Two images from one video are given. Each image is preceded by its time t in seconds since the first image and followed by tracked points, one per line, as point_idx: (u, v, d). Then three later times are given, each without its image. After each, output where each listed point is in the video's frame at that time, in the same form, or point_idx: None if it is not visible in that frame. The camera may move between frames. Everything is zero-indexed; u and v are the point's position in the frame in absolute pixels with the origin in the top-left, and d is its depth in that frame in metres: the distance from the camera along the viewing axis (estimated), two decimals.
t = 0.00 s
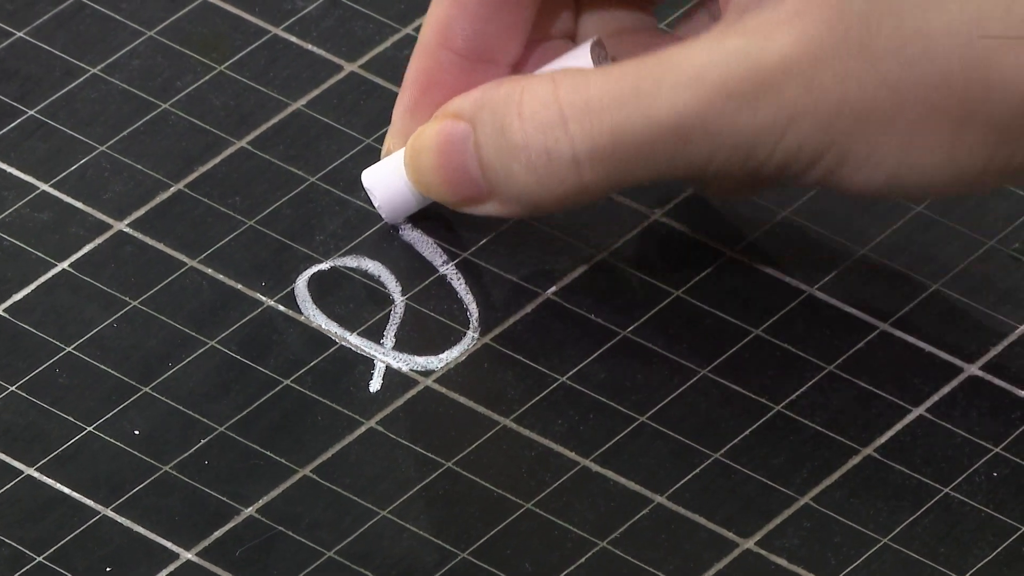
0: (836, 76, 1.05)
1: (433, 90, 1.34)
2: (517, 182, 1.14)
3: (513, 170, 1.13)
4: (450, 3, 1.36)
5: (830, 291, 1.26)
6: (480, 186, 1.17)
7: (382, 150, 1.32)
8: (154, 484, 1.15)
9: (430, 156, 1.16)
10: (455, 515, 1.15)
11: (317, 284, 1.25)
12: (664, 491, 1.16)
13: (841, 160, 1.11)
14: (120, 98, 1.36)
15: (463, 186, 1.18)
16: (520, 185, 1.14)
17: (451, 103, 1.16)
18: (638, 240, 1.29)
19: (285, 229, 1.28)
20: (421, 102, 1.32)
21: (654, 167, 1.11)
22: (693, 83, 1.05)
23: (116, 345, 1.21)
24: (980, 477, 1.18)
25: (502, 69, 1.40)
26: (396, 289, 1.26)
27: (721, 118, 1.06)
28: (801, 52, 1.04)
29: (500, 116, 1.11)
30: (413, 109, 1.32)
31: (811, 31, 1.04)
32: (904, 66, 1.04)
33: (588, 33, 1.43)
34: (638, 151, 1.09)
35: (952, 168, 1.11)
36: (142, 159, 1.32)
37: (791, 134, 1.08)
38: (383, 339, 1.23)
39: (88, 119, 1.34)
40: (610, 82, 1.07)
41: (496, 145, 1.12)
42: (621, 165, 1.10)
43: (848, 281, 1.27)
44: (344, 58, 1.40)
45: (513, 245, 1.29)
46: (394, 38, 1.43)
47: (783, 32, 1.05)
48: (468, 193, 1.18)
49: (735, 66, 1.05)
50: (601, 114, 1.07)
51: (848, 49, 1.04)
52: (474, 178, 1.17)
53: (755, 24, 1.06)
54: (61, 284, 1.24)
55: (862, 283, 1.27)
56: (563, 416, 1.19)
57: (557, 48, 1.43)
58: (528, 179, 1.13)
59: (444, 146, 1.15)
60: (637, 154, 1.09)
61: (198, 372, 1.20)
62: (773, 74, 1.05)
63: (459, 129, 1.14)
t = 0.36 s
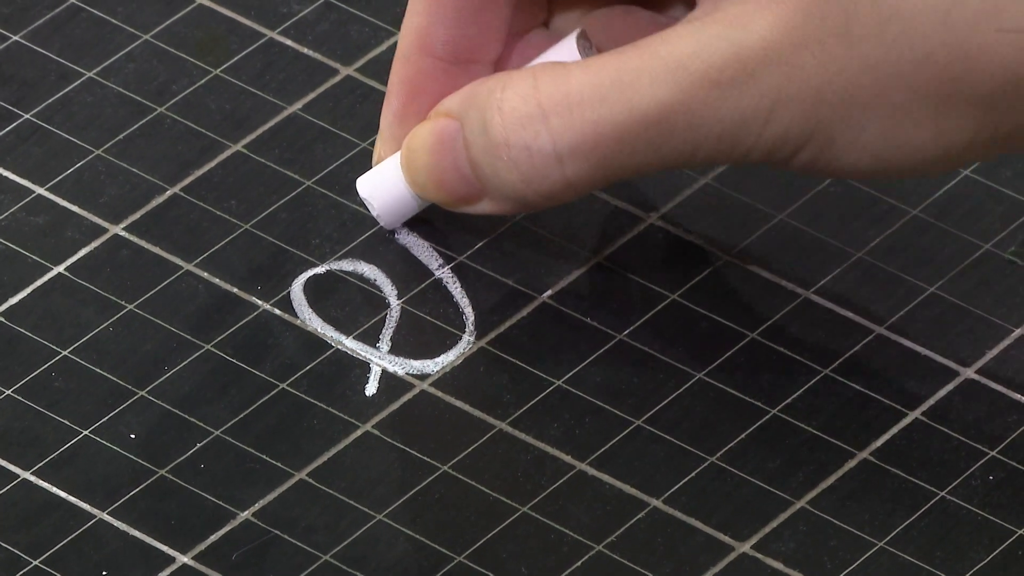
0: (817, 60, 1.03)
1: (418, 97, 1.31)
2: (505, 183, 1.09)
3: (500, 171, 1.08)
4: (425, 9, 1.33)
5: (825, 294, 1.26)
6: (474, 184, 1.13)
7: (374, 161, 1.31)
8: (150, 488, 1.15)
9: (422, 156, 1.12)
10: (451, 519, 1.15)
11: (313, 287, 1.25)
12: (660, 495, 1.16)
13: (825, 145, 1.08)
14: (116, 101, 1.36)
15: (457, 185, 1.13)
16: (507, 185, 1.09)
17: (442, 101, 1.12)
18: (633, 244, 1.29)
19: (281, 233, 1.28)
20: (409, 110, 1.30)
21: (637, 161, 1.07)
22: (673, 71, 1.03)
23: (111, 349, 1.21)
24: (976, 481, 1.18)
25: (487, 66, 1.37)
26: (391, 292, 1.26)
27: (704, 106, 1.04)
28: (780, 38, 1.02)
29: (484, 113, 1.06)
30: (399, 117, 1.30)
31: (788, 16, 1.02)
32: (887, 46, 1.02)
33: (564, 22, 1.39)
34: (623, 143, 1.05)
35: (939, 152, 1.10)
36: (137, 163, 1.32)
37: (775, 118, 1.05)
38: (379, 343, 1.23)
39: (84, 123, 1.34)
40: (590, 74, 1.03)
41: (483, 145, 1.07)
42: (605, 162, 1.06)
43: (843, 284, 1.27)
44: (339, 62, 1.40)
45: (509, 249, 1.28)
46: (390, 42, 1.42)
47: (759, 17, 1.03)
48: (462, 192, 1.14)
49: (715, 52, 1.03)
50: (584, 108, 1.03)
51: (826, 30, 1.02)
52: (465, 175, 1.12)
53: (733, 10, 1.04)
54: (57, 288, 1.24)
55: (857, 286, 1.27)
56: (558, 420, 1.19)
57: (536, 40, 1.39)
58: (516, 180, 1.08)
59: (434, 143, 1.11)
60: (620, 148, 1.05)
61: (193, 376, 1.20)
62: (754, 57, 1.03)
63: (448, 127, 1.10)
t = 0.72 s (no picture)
0: (849, 107, 1.03)
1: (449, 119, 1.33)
2: (534, 211, 1.13)
3: (529, 199, 1.12)
4: (464, 32, 1.34)
5: (821, 297, 1.26)
6: (505, 210, 1.16)
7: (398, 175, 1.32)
8: (146, 492, 1.15)
9: (456, 176, 1.17)
10: (447, 523, 1.15)
11: (309, 291, 1.25)
12: (656, 499, 1.16)
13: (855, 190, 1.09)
14: (112, 105, 1.36)
15: (488, 210, 1.17)
16: (536, 214, 1.13)
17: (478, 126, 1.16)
18: (629, 248, 1.29)
19: (276, 236, 1.28)
20: (440, 129, 1.32)
21: (669, 198, 1.09)
22: (706, 112, 1.04)
23: (107, 352, 1.21)
24: (972, 485, 1.18)
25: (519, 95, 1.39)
26: (387, 296, 1.26)
27: (736, 147, 1.05)
28: (816, 82, 1.03)
29: (516, 140, 1.10)
30: (429, 134, 1.31)
31: (825, 59, 1.03)
32: (922, 95, 1.02)
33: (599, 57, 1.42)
34: (653, 179, 1.07)
35: (969, 203, 1.10)
36: (133, 167, 1.32)
37: (806, 162, 1.06)
38: (375, 347, 1.23)
39: (81, 127, 1.34)
40: (624, 109, 1.06)
41: (512, 170, 1.12)
42: (635, 198, 1.09)
43: (839, 287, 1.27)
44: (335, 65, 1.40)
45: (506, 253, 1.28)
46: (386, 46, 1.42)
47: (797, 60, 1.03)
48: (491, 215, 1.18)
49: (749, 94, 1.03)
50: (615, 144, 1.05)
51: (861, 77, 1.03)
52: (495, 198, 1.16)
53: (770, 51, 1.05)
54: (53, 292, 1.24)
55: (853, 289, 1.27)
56: (555, 424, 1.19)
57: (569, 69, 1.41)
58: (544, 209, 1.12)
59: (470, 165, 1.15)
60: (651, 184, 1.07)
61: (189, 380, 1.20)
62: (788, 101, 1.03)
63: (482, 150, 1.14)
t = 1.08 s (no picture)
0: (899, 147, 1.05)
1: (501, 151, 1.31)
2: (585, 247, 1.16)
3: (580, 235, 1.15)
4: (516, 64, 1.32)
5: (817, 302, 1.27)
6: (556, 244, 1.19)
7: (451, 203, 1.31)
8: (142, 495, 1.15)
9: (509, 212, 1.19)
10: (443, 526, 1.14)
11: (305, 294, 1.25)
12: (651, 502, 1.16)
13: (902, 226, 1.11)
14: (107, 109, 1.36)
15: (538, 246, 1.20)
16: (586, 251, 1.16)
17: (529, 162, 1.19)
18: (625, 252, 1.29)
19: (272, 240, 1.28)
20: (490, 162, 1.31)
21: (718, 235, 1.12)
22: (757, 152, 1.06)
23: (102, 356, 1.21)
24: (968, 488, 1.18)
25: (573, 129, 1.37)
26: (383, 300, 1.26)
27: (786, 186, 1.07)
28: (866, 121, 1.04)
29: (568, 176, 1.13)
30: (480, 167, 1.31)
31: (875, 97, 1.04)
32: (970, 134, 1.04)
33: (654, 88, 1.40)
34: (703, 217, 1.10)
35: (1013, 238, 1.11)
36: (128, 170, 1.32)
37: (854, 199, 1.08)
38: (370, 350, 1.23)
39: (76, 130, 1.34)
40: (675, 146, 1.08)
41: (563, 207, 1.15)
42: (685, 236, 1.12)
43: (835, 291, 1.28)
44: (331, 69, 1.40)
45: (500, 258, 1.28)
46: (381, 49, 1.42)
47: (847, 97, 1.04)
48: (541, 251, 1.20)
49: (800, 134, 1.05)
50: (667, 182, 1.08)
51: (911, 117, 1.04)
52: (545, 233, 1.18)
53: (819, 89, 1.06)
54: (48, 295, 1.24)
55: (848, 292, 1.28)
56: (550, 428, 1.19)
57: (622, 102, 1.39)
58: (595, 246, 1.15)
59: (522, 201, 1.18)
60: (702, 222, 1.10)
61: (184, 384, 1.20)
62: (838, 140, 1.05)
63: (532, 186, 1.17)
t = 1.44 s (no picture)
0: (960, 181, 1.00)
1: (560, 186, 1.29)
2: (643, 284, 1.12)
3: (637, 272, 1.12)
4: (575, 98, 1.30)
5: (813, 306, 1.27)
6: (617, 281, 1.16)
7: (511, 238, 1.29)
8: (137, 500, 1.15)
9: (569, 248, 1.17)
10: (439, 531, 1.14)
11: (300, 298, 1.25)
12: (647, 506, 1.16)
13: (968, 262, 1.06)
14: (103, 113, 1.36)
15: (600, 283, 1.17)
16: (645, 288, 1.12)
17: (588, 197, 1.17)
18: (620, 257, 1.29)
19: (267, 244, 1.28)
20: (551, 197, 1.28)
21: (780, 272, 1.07)
22: (815, 188, 1.02)
23: (98, 360, 1.21)
24: (963, 492, 1.18)
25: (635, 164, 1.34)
26: (378, 304, 1.26)
27: (845, 223, 1.02)
28: (925, 156, 0.99)
29: (624, 215, 1.10)
30: (540, 202, 1.28)
31: (935, 131, 0.99)
32: None
33: (715, 122, 1.37)
34: (761, 255, 1.06)
35: None
36: (124, 174, 1.32)
37: (915, 236, 1.03)
38: (366, 354, 1.23)
39: (72, 134, 1.34)
40: (731, 183, 1.04)
41: (621, 246, 1.12)
42: (744, 274, 1.07)
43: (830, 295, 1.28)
44: (326, 72, 1.40)
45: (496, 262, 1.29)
46: (376, 53, 1.42)
47: (906, 131, 1.00)
48: (604, 287, 1.18)
49: (857, 170, 1.01)
50: (723, 219, 1.04)
51: (971, 151, 0.99)
52: (605, 271, 1.16)
53: (877, 124, 1.02)
54: (44, 299, 1.24)
55: (844, 296, 1.28)
56: (546, 432, 1.19)
57: (683, 136, 1.37)
58: (652, 284, 1.11)
59: (581, 238, 1.16)
60: (759, 259, 1.06)
61: (180, 388, 1.20)
62: (895, 176, 1.00)
63: (591, 224, 1.15)
